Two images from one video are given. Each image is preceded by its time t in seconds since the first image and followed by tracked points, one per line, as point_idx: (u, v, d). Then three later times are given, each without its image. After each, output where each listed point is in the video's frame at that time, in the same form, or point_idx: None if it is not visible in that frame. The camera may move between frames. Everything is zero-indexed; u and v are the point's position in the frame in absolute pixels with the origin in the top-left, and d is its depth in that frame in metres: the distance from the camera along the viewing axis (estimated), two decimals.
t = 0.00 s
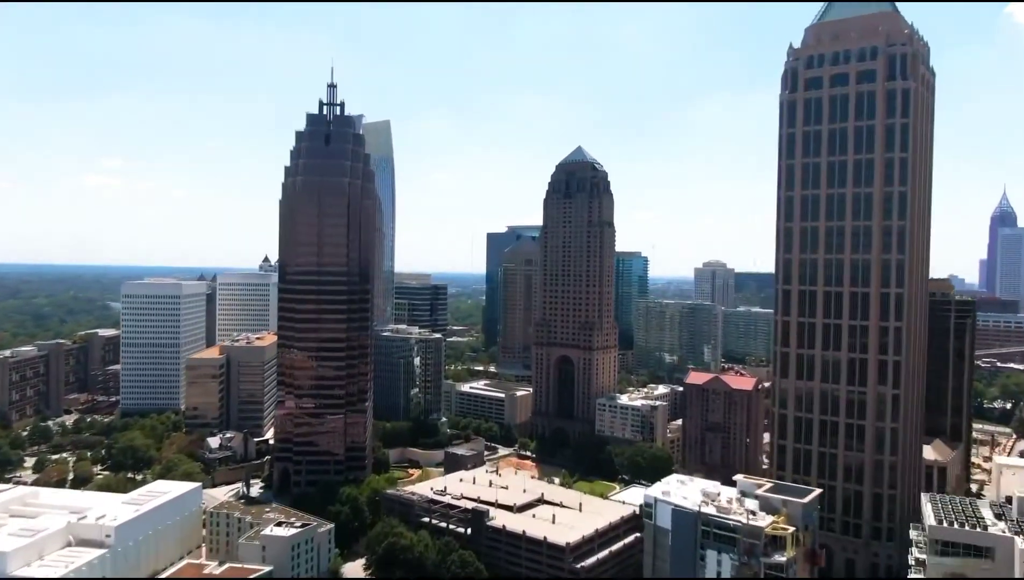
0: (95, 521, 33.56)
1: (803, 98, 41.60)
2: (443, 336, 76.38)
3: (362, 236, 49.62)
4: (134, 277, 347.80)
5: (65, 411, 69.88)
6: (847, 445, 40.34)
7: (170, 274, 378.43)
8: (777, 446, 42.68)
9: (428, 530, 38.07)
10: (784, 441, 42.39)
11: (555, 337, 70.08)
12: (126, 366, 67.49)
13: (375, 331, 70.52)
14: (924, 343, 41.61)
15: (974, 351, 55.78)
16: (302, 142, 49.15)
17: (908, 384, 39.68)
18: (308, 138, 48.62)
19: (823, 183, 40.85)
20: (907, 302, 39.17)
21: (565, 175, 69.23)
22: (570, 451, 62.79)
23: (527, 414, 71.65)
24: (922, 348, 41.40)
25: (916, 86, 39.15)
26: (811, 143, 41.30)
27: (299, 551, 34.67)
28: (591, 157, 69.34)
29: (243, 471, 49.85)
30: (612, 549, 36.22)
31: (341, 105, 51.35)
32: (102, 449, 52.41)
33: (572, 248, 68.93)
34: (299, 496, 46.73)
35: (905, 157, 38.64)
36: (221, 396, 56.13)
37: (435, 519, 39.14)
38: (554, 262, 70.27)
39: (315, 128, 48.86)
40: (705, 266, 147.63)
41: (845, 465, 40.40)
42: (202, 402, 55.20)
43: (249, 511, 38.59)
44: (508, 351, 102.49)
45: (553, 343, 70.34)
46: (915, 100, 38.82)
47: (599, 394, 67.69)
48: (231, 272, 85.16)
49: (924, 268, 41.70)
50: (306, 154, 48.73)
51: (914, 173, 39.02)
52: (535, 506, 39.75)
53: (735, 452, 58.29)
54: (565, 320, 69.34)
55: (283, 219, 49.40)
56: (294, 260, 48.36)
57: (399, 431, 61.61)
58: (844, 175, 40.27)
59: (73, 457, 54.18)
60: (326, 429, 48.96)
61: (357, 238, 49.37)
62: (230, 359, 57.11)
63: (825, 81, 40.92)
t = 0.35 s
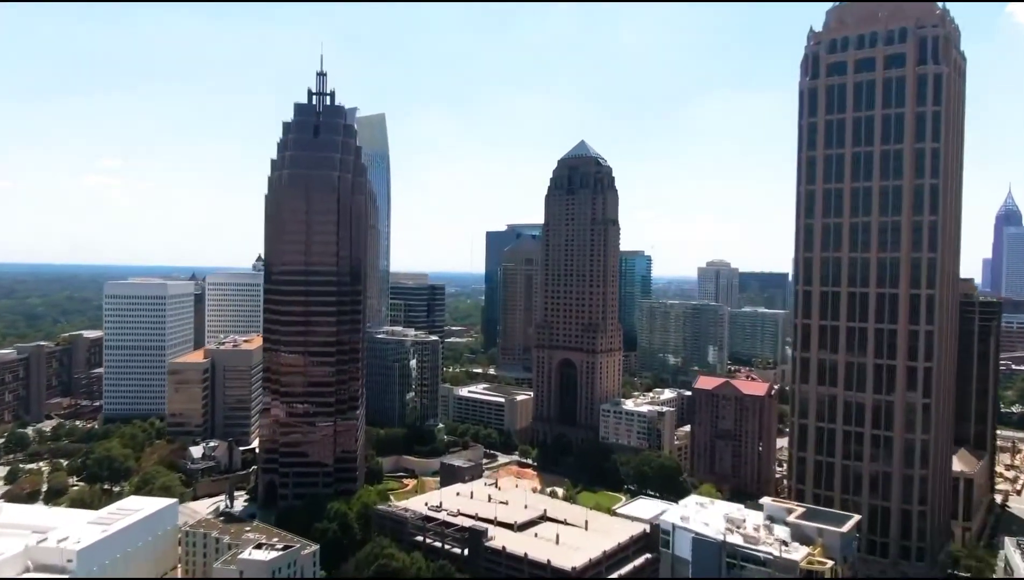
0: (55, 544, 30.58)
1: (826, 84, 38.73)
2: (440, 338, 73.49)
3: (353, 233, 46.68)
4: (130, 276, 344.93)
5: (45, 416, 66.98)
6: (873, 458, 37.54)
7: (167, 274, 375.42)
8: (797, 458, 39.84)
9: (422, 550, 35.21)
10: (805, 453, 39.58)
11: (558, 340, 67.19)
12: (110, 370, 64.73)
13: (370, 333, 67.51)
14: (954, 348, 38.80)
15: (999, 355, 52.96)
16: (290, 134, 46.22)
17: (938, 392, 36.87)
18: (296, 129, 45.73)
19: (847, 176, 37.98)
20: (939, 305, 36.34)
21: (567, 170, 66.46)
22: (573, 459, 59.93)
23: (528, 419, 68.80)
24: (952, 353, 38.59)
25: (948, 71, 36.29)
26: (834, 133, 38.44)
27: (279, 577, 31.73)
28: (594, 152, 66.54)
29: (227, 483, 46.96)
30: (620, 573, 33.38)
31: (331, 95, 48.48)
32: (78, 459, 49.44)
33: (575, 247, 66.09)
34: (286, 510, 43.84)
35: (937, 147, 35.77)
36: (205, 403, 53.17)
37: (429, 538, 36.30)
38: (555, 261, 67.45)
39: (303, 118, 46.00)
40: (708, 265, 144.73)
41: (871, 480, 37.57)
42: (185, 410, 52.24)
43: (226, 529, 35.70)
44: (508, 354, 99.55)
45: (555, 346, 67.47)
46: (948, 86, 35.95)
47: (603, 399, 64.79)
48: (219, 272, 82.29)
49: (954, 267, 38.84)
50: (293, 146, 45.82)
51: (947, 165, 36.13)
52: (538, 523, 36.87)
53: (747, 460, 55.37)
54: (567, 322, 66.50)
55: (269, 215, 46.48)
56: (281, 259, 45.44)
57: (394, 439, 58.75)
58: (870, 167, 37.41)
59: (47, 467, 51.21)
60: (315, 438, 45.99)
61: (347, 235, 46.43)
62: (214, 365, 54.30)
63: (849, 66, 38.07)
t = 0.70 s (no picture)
0: (9, 571, 27.79)
1: (850, 69, 35.94)
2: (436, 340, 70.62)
3: (342, 229, 43.85)
4: (126, 275, 341.96)
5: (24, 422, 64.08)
6: (903, 473, 34.67)
7: (164, 273, 372.41)
8: (819, 472, 36.98)
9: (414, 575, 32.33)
10: (828, 466, 36.72)
11: (558, 341, 64.41)
12: (91, 375, 61.89)
13: (362, 335, 64.63)
14: (990, 353, 35.93)
15: None
16: (275, 125, 43.37)
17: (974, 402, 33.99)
18: (281, 120, 42.87)
19: (875, 168, 35.14)
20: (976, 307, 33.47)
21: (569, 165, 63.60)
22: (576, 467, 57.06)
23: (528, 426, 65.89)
24: (987, 359, 35.72)
25: (985, 53, 33.47)
26: (860, 121, 35.62)
27: None
28: (597, 145, 63.68)
29: (208, 496, 44.21)
30: None
31: (319, 83, 45.64)
32: (50, 470, 46.58)
33: (577, 245, 63.23)
34: (270, 526, 40.95)
35: (974, 135, 32.94)
36: (187, 410, 50.59)
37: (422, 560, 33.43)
38: (556, 259, 64.60)
39: (289, 108, 43.19)
40: (711, 264, 141.78)
41: (900, 495, 34.72)
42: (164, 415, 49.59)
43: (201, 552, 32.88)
44: (508, 355, 96.63)
45: (557, 348, 64.60)
46: (985, 69, 33.13)
47: (606, 404, 61.85)
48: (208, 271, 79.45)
49: (990, 266, 35.95)
50: (278, 138, 42.96)
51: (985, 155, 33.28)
52: (540, 543, 34.05)
53: (760, 469, 52.41)
54: (570, 323, 63.63)
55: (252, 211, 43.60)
56: (264, 258, 42.56)
57: (387, 447, 55.85)
58: (900, 158, 34.57)
59: (19, 479, 48.37)
60: (302, 447, 43.01)
61: (336, 232, 43.54)
62: (196, 370, 51.58)
63: (876, 49, 35.25)
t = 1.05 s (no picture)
0: None
1: (884, 50, 32.73)
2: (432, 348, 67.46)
3: (328, 228, 40.64)
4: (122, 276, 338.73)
5: None
6: (943, 496, 31.44)
7: (160, 274, 369.14)
8: (849, 493, 33.73)
9: None
10: (858, 487, 33.46)
11: (560, 346, 61.19)
12: (67, 379, 58.85)
13: (354, 340, 61.36)
14: None
15: None
16: (255, 114, 40.13)
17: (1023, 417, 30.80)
18: (262, 107, 39.64)
19: (912, 159, 31.94)
20: None
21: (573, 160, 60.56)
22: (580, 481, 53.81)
23: (529, 436, 62.72)
24: None
25: None
26: (894, 108, 32.43)
27: None
28: (602, 140, 60.58)
29: (183, 515, 40.76)
30: None
31: (304, 70, 42.41)
32: (14, 487, 43.21)
33: (580, 244, 60.03)
34: (248, 549, 37.62)
35: None
36: (164, 421, 47.31)
37: None
38: (558, 260, 61.40)
39: (270, 96, 39.95)
40: (715, 265, 138.44)
41: (941, 521, 31.46)
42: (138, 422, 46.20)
43: None
44: (507, 359, 93.29)
45: (559, 353, 61.35)
46: None
47: (611, 412, 58.59)
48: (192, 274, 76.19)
49: None
50: (259, 127, 39.71)
51: None
52: (544, 573, 30.76)
53: (776, 483, 49.13)
54: (572, 328, 60.41)
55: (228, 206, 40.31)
56: (241, 258, 39.23)
57: (379, 459, 52.57)
58: (940, 149, 31.40)
59: None
60: (284, 463, 39.71)
61: (321, 231, 40.29)
62: (175, 378, 48.39)
63: (913, 28, 32.08)
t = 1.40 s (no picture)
0: None
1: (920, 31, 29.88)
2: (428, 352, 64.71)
3: (314, 225, 37.81)
4: (118, 276, 335.64)
5: None
6: (986, 518, 28.63)
7: (157, 275, 366.09)
8: (881, 514, 30.92)
9: None
10: (891, 507, 30.64)
11: (563, 351, 58.42)
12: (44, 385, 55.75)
13: (346, 343, 58.53)
14: None
15: None
16: (235, 101, 37.33)
17: None
18: (243, 95, 36.82)
19: (951, 149, 29.18)
20: None
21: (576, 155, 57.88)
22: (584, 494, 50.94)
23: (529, 445, 60.25)
24: None
25: None
26: (931, 93, 29.61)
27: None
28: (606, 134, 57.88)
29: (160, 534, 37.91)
30: None
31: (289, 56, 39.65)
32: None
33: (583, 243, 57.25)
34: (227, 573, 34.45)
35: None
36: (141, 429, 44.48)
37: None
38: (560, 260, 58.63)
39: (252, 83, 37.11)
40: (720, 264, 135.55)
41: (984, 547, 28.63)
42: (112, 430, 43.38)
43: None
44: (507, 363, 90.48)
45: (561, 358, 58.56)
46: None
47: (616, 420, 55.74)
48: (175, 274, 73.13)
49: None
50: (239, 116, 36.90)
51: None
52: None
53: (792, 496, 46.28)
54: (576, 331, 57.64)
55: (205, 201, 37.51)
56: (218, 257, 36.36)
57: (372, 469, 49.79)
58: (984, 139, 28.66)
59: None
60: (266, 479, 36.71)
61: (306, 228, 37.45)
62: (153, 383, 45.58)
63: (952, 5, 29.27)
